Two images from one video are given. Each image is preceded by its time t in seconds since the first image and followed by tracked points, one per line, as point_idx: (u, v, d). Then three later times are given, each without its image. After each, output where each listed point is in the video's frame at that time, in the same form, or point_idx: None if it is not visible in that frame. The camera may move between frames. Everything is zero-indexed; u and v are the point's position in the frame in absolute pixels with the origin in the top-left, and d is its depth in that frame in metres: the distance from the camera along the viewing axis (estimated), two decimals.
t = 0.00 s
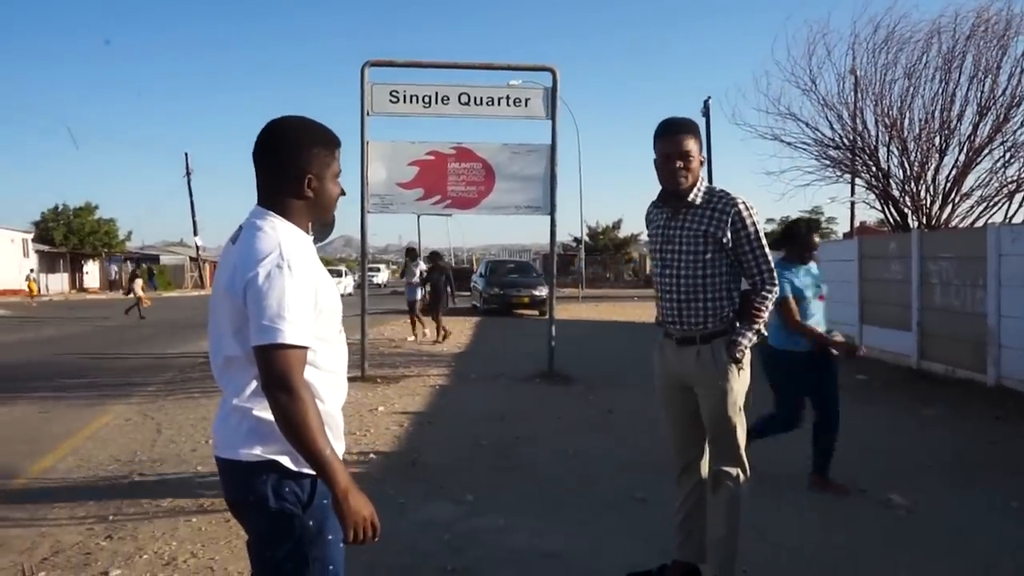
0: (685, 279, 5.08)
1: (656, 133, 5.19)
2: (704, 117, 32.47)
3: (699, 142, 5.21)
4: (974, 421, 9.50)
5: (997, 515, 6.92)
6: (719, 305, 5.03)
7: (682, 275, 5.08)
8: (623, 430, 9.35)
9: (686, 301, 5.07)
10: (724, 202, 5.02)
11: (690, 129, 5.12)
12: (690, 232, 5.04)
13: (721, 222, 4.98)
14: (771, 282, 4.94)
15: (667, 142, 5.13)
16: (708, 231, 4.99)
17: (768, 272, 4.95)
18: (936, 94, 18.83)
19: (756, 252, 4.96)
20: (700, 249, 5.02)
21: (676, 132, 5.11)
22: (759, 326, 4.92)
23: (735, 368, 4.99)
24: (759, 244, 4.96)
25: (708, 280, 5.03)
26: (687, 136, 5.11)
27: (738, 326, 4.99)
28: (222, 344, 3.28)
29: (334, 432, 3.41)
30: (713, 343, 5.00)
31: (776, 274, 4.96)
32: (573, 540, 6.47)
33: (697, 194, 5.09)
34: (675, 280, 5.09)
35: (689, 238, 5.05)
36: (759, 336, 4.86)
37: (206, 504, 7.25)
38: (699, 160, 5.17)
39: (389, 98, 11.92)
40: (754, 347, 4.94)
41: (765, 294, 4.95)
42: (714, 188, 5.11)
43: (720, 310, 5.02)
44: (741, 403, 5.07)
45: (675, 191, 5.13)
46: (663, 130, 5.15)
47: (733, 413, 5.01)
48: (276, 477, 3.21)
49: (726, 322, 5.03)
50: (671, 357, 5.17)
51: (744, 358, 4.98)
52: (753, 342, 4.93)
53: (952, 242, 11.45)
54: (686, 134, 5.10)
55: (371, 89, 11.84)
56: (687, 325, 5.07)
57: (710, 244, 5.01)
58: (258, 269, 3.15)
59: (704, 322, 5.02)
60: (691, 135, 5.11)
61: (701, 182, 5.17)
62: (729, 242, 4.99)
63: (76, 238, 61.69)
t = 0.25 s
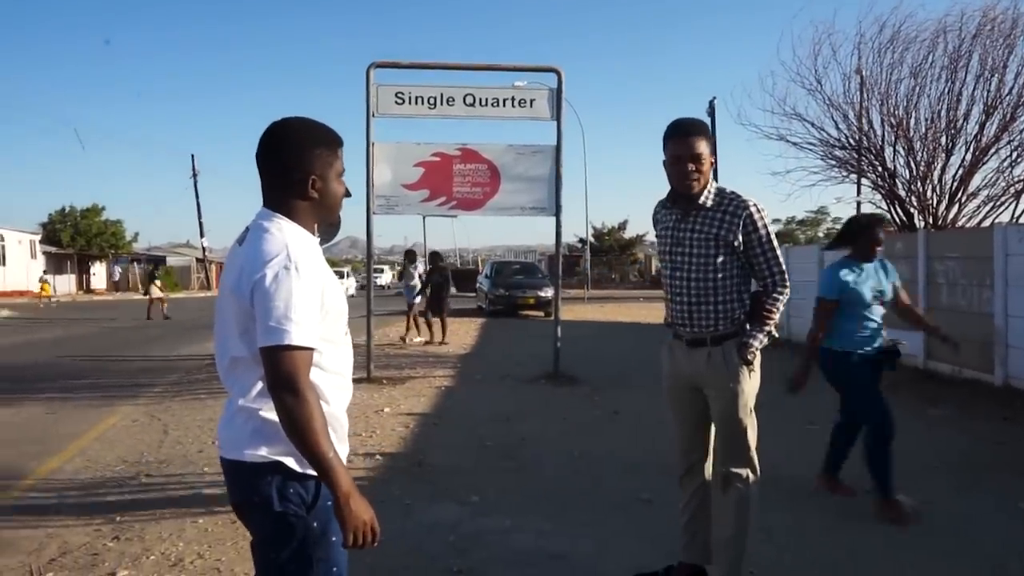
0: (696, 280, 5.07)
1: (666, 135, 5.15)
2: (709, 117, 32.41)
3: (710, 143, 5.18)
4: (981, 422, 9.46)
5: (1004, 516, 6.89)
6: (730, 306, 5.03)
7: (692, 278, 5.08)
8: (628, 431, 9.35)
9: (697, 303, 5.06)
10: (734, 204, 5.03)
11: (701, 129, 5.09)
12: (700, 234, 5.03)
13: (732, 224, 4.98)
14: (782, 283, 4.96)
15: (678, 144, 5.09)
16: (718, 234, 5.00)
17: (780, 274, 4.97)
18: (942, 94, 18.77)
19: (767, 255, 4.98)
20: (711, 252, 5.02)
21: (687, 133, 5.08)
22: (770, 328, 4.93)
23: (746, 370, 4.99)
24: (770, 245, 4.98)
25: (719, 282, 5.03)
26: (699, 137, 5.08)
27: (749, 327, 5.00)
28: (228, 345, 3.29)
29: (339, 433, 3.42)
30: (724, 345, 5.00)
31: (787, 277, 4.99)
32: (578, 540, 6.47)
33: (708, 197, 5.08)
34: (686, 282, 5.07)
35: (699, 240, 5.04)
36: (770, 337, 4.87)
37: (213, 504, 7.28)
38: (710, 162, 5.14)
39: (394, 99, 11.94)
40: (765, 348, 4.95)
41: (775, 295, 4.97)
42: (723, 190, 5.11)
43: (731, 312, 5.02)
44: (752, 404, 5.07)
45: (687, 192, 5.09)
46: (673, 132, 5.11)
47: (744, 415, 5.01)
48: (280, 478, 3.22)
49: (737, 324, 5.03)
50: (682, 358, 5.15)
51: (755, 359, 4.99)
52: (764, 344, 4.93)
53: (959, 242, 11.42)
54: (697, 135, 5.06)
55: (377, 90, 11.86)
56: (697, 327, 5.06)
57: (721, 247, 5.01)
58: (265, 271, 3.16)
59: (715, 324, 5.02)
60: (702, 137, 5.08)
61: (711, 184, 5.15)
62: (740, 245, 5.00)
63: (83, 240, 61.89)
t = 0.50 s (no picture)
0: (700, 283, 5.07)
1: (674, 135, 5.18)
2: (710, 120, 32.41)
3: (718, 144, 5.19)
4: (983, 423, 9.45)
5: (1007, 518, 6.89)
6: (734, 310, 5.02)
7: (697, 281, 5.08)
8: (630, 433, 9.35)
9: (701, 306, 5.06)
10: (741, 207, 5.02)
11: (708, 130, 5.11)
12: (706, 237, 5.03)
13: (738, 228, 4.97)
14: (788, 288, 4.94)
15: (685, 144, 5.11)
16: (724, 237, 4.99)
17: (786, 278, 4.93)
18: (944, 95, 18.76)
19: (773, 259, 4.96)
20: (716, 255, 5.02)
21: (694, 134, 5.10)
22: (774, 332, 4.92)
23: (749, 374, 4.99)
24: (776, 249, 4.96)
25: (723, 285, 5.02)
26: (706, 139, 5.10)
27: (753, 331, 4.99)
28: (229, 348, 3.30)
29: (340, 436, 3.42)
30: (727, 348, 5.00)
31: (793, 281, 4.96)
32: (580, 542, 6.47)
33: (714, 199, 5.07)
34: (690, 285, 5.07)
35: (704, 243, 5.04)
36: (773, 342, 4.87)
37: (215, 507, 7.29)
38: (717, 164, 5.15)
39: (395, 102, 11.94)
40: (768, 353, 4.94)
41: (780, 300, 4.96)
42: (731, 193, 5.09)
43: (735, 315, 5.02)
44: (755, 408, 5.06)
45: (692, 193, 5.10)
46: (680, 132, 5.14)
47: (748, 418, 5.00)
48: (282, 481, 3.23)
49: (740, 328, 5.02)
50: (685, 361, 5.15)
51: (758, 363, 4.98)
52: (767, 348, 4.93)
53: (961, 244, 11.41)
54: (704, 136, 5.08)
55: (378, 93, 11.87)
56: (701, 330, 5.06)
57: (726, 250, 5.01)
58: (265, 273, 3.16)
59: (718, 328, 5.02)
60: (709, 138, 5.10)
61: (718, 185, 5.14)
62: (746, 248, 4.99)
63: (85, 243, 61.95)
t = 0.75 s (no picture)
0: (707, 285, 5.07)
1: (683, 137, 5.17)
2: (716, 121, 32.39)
3: (728, 146, 5.17)
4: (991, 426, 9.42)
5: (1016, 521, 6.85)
6: (741, 312, 5.02)
7: (703, 282, 5.07)
8: (637, 434, 9.34)
9: (707, 308, 5.05)
10: (750, 210, 5.01)
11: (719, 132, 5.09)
12: (714, 239, 5.03)
13: (746, 230, 4.97)
14: (795, 291, 4.94)
15: (694, 145, 5.09)
16: (732, 240, 4.99)
17: (793, 281, 4.95)
18: (951, 96, 18.71)
19: (781, 262, 4.97)
20: (724, 257, 5.02)
21: (705, 135, 5.09)
22: (780, 335, 4.92)
23: (754, 376, 4.96)
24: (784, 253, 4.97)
25: (730, 287, 5.03)
26: (716, 141, 5.08)
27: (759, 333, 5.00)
28: (236, 349, 3.30)
29: (347, 435, 3.43)
30: (733, 350, 4.98)
31: (801, 283, 4.97)
32: (587, 544, 6.46)
33: (722, 201, 5.07)
34: (697, 286, 5.07)
35: (712, 245, 5.04)
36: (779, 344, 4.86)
37: (222, 508, 7.30)
38: (726, 166, 5.13)
39: (401, 103, 11.95)
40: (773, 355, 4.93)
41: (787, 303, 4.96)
42: (740, 195, 5.09)
43: (741, 317, 5.01)
44: (760, 409, 5.05)
45: (701, 195, 5.09)
46: (690, 133, 5.12)
47: (752, 420, 4.99)
48: (290, 481, 3.23)
49: (746, 330, 5.02)
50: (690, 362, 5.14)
51: (763, 364, 4.97)
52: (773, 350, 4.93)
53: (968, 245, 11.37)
54: (714, 138, 5.07)
55: (384, 95, 11.89)
56: (706, 331, 5.05)
57: (734, 253, 5.01)
58: (273, 274, 3.17)
59: (724, 329, 5.01)
60: (719, 140, 5.09)
61: (727, 188, 5.13)
62: (754, 251, 5.00)
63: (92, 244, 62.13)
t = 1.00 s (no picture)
0: (711, 281, 5.05)
1: (683, 134, 5.19)
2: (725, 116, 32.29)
3: (728, 142, 5.17)
4: (1002, 423, 9.37)
5: None
6: (745, 308, 5.00)
7: (707, 278, 5.05)
8: (645, 430, 9.33)
9: (712, 303, 5.03)
10: (753, 205, 5.00)
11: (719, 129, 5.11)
12: (716, 235, 5.00)
13: (749, 226, 4.96)
14: (799, 286, 4.95)
15: (695, 142, 5.11)
16: (736, 236, 4.98)
17: (797, 276, 4.96)
18: (962, 91, 18.58)
19: (785, 257, 4.97)
20: (727, 253, 5.00)
21: (705, 133, 5.11)
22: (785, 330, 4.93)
23: (759, 371, 4.97)
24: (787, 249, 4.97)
25: (734, 283, 5.01)
26: (717, 137, 5.09)
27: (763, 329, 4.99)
28: (244, 344, 3.32)
29: (355, 430, 3.44)
30: (737, 345, 4.97)
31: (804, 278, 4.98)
32: (595, 539, 6.47)
33: (726, 197, 5.04)
34: (701, 282, 5.05)
35: (716, 241, 5.02)
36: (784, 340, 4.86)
37: (231, 502, 7.34)
38: (728, 162, 5.13)
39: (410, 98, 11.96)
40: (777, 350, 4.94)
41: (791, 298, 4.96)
42: (742, 190, 5.07)
43: (746, 313, 5.00)
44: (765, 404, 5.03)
45: (703, 191, 5.09)
46: (691, 130, 5.14)
47: (757, 414, 4.97)
48: (298, 475, 3.25)
49: (751, 326, 5.01)
50: (694, 357, 5.13)
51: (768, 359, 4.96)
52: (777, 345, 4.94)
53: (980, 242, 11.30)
54: (715, 135, 5.08)
55: (393, 90, 11.89)
56: (711, 327, 5.04)
57: (738, 249, 4.99)
58: (282, 269, 3.18)
59: (729, 326, 5.00)
60: (719, 136, 5.10)
61: (729, 183, 5.13)
62: (757, 247, 4.99)
63: (103, 240, 62.45)
